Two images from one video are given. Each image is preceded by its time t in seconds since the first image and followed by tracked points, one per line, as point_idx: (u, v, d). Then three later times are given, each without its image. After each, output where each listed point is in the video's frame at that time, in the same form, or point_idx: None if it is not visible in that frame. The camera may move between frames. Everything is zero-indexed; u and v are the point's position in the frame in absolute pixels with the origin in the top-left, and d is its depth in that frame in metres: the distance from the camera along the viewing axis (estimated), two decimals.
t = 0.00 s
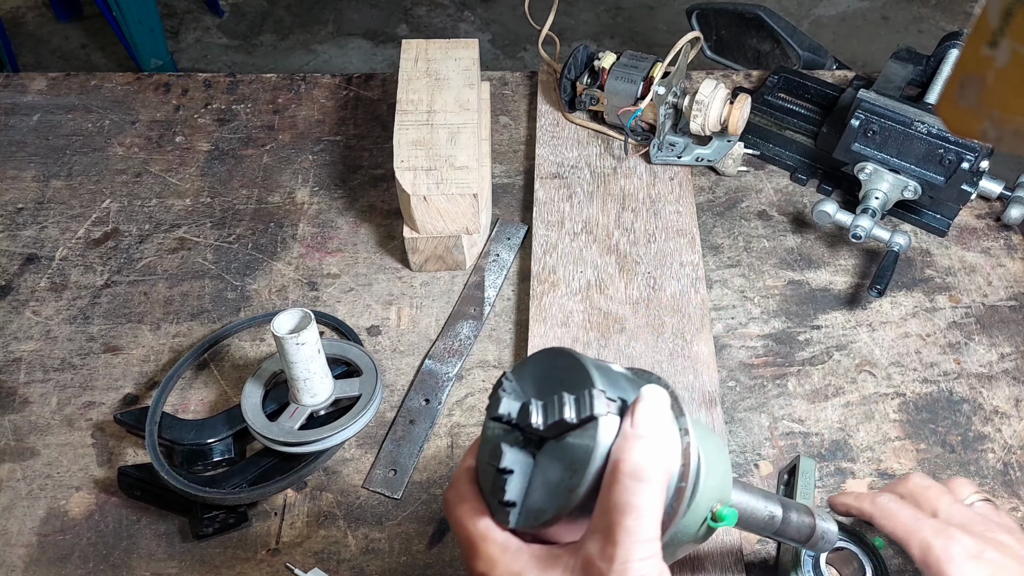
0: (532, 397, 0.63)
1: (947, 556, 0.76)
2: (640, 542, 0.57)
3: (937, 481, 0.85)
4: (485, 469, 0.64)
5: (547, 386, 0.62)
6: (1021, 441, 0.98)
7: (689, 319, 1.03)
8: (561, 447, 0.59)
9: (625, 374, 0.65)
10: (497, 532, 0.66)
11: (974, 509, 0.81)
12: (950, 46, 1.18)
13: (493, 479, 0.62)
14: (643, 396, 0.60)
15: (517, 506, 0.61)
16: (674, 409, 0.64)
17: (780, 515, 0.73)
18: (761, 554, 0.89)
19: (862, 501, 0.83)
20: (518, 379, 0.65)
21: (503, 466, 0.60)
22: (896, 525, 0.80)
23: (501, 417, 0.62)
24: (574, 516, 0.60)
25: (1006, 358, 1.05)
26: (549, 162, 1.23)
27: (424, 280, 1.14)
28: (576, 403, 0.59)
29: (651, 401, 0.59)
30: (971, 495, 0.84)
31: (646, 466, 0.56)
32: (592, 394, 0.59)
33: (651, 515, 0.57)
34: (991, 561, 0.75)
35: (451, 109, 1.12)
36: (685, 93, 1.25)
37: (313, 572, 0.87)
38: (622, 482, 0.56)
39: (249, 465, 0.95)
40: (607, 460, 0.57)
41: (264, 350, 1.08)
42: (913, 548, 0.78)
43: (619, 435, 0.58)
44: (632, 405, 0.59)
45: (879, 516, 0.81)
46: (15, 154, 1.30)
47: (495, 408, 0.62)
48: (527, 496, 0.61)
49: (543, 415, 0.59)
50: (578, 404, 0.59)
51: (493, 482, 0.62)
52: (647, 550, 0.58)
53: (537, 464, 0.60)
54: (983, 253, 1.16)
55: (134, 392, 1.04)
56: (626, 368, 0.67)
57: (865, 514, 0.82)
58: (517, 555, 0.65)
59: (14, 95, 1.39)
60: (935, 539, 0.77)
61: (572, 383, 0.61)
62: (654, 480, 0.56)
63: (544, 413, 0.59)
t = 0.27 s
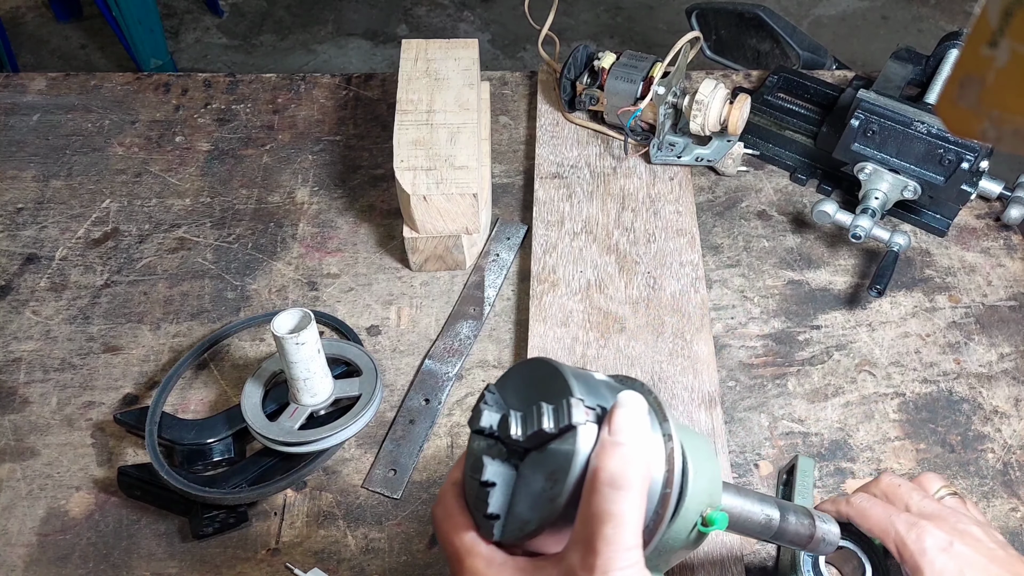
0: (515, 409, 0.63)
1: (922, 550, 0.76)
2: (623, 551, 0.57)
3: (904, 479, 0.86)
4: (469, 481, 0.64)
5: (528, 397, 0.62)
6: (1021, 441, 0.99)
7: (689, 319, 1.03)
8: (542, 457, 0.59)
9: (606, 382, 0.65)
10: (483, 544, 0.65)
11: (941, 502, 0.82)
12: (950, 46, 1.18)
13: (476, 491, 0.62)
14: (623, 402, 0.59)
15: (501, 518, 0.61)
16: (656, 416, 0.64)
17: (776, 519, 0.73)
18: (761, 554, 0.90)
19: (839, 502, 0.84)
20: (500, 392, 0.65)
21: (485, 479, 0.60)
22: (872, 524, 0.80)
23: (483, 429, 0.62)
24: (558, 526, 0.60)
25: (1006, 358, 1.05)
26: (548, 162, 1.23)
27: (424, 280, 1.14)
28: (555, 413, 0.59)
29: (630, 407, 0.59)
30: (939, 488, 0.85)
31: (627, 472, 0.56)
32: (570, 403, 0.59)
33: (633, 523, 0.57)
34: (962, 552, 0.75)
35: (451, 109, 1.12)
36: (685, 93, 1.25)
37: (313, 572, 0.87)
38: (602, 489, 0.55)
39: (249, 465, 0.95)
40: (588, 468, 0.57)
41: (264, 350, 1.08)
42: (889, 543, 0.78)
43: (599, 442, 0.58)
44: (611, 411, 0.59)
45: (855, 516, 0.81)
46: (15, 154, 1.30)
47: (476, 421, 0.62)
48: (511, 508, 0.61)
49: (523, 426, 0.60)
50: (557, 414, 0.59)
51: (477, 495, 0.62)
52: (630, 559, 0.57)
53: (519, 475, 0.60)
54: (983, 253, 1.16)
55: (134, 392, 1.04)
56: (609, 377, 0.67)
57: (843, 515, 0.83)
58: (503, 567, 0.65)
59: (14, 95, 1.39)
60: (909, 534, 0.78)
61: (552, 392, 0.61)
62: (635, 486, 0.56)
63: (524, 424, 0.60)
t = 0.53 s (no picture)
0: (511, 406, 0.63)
1: (947, 543, 0.78)
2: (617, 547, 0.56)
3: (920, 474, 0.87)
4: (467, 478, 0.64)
5: (524, 395, 0.62)
6: (1021, 441, 0.98)
7: (689, 319, 1.03)
8: (538, 453, 0.59)
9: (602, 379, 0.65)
10: (479, 541, 0.66)
11: (960, 496, 0.83)
12: (950, 46, 1.18)
13: (475, 488, 0.62)
14: (617, 399, 0.59)
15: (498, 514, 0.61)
16: (652, 413, 0.63)
17: (776, 514, 0.72)
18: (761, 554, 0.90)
19: (858, 492, 0.86)
20: (498, 390, 0.65)
21: (482, 475, 0.60)
22: (892, 515, 0.82)
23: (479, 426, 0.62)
24: (552, 522, 0.59)
25: (1006, 358, 1.05)
26: (548, 162, 1.23)
27: (424, 280, 1.14)
28: (550, 410, 0.59)
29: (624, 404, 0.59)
30: (952, 484, 0.85)
31: (620, 467, 0.55)
32: (565, 400, 0.59)
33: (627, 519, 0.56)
34: (988, 547, 0.77)
35: (451, 109, 1.12)
36: (685, 93, 1.25)
37: (314, 572, 0.87)
38: (596, 484, 0.55)
39: (250, 466, 0.95)
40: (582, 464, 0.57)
41: (265, 350, 1.08)
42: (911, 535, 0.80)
43: (593, 439, 0.58)
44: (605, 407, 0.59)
45: (875, 506, 0.84)
46: (15, 154, 1.31)
47: (473, 418, 0.62)
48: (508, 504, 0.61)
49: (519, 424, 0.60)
50: (552, 411, 0.59)
51: (475, 492, 0.62)
52: (624, 555, 0.57)
53: (516, 472, 0.61)
54: (983, 252, 1.16)
55: (134, 393, 1.04)
56: (606, 375, 0.67)
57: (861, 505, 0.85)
58: (499, 564, 0.65)
59: (14, 95, 1.40)
60: (934, 526, 0.79)
61: (547, 389, 0.61)
62: (629, 482, 0.56)
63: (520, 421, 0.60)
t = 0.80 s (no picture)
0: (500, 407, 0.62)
1: (959, 512, 0.75)
2: (603, 545, 0.56)
3: (923, 441, 0.84)
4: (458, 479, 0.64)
5: (512, 396, 0.62)
6: (1021, 440, 0.98)
7: (689, 319, 1.03)
8: (525, 455, 0.59)
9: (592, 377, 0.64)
10: (468, 541, 0.66)
11: (966, 462, 0.81)
12: (950, 46, 1.18)
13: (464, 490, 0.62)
14: (604, 398, 0.59)
15: (486, 516, 0.61)
16: (642, 411, 0.63)
17: (777, 511, 0.72)
18: (761, 553, 0.90)
19: (861, 461, 0.84)
20: (489, 391, 0.65)
21: (470, 477, 0.60)
22: (898, 483, 0.79)
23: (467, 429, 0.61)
24: (539, 522, 0.60)
25: (1006, 358, 1.05)
26: (548, 162, 1.23)
27: (424, 280, 1.14)
28: (536, 411, 0.58)
29: (611, 403, 0.58)
30: (958, 450, 0.83)
31: (605, 468, 0.55)
32: (550, 399, 0.58)
33: (614, 519, 0.56)
34: (1001, 513, 0.74)
35: (451, 108, 1.12)
36: (685, 93, 1.25)
37: (313, 572, 0.87)
38: (581, 484, 0.55)
39: (250, 465, 0.95)
40: (568, 463, 0.57)
41: (265, 350, 1.08)
42: (920, 505, 0.77)
43: (579, 438, 0.57)
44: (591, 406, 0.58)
45: (879, 474, 0.81)
46: (15, 154, 1.31)
47: (462, 420, 0.62)
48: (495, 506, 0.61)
49: (505, 425, 0.59)
50: (538, 411, 0.58)
51: (464, 494, 0.62)
52: (610, 553, 0.57)
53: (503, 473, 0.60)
54: (983, 253, 1.16)
55: (134, 393, 1.04)
56: (596, 372, 0.66)
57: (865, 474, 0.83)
58: (487, 565, 0.65)
59: (14, 95, 1.40)
60: (945, 494, 0.76)
61: (534, 390, 0.60)
62: (614, 482, 0.55)
63: (505, 422, 0.59)
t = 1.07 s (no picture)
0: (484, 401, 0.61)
1: (955, 484, 0.73)
2: (580, 544, 0.55)
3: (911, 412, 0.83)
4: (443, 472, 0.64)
5: (497, 389, 0.61)
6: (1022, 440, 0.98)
7: (689, 319, 1.03)
8: (506, 450, 0.58)
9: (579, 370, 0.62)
10: (449, 535, 0.65)
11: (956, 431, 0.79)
12: (950, 46, 1.18)
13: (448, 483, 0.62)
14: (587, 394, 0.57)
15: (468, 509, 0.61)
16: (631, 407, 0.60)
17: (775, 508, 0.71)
18: (761, 553, 0.90)
19: (855, 437, 0.82)
20: (477, 385, 0.64)
21: (452, 470, 0.60)
22: (892, 457, 0.77)
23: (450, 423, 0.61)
24: (517, 516, 0.58)
25: (1006, 358, 1.05)
26: (548, 162, 1.23)
27: (424, 280, 1.14)
28: (517, 406, 0.57)
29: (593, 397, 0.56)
30: (948, 417, 0.83)
31: (584, 464, 0.53)
32: (531, 394, 0.56)
33: (592, 518, 0.55)
34: (997, 482, 0.73)
35: (451, 108, 1.12)
36: (685, 93, 1.25)
37: (314, 572, 0.87)
38: (558, 481, 0.53)
39: (250, 465, 0.95)
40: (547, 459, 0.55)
41: (265, 350, 1.08)
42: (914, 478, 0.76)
43: (559, 434, 0.55)
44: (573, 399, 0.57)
45: (873, 449, 0.79)
46: (15, 154, 1.30)
47: (446, 413, 0.61)
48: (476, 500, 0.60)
49: (485, 419, 0.58)
50: (518, 406, 0.57)
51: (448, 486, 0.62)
52: (586, 553, 0.55)
53: (484, 468, 0.59)
54: (983, 252, 1.16)
55: (134, 392, 1.04)
56: (586, 366, 0.64)
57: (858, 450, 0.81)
58: (466, 561, 0.64)
59: (14, 95, 1.39)
60: (939, 467, 0.75)
61: (518, 385, 0.59)
62: (593, 480, 0.54)
63: (486, 417, 0.58)
